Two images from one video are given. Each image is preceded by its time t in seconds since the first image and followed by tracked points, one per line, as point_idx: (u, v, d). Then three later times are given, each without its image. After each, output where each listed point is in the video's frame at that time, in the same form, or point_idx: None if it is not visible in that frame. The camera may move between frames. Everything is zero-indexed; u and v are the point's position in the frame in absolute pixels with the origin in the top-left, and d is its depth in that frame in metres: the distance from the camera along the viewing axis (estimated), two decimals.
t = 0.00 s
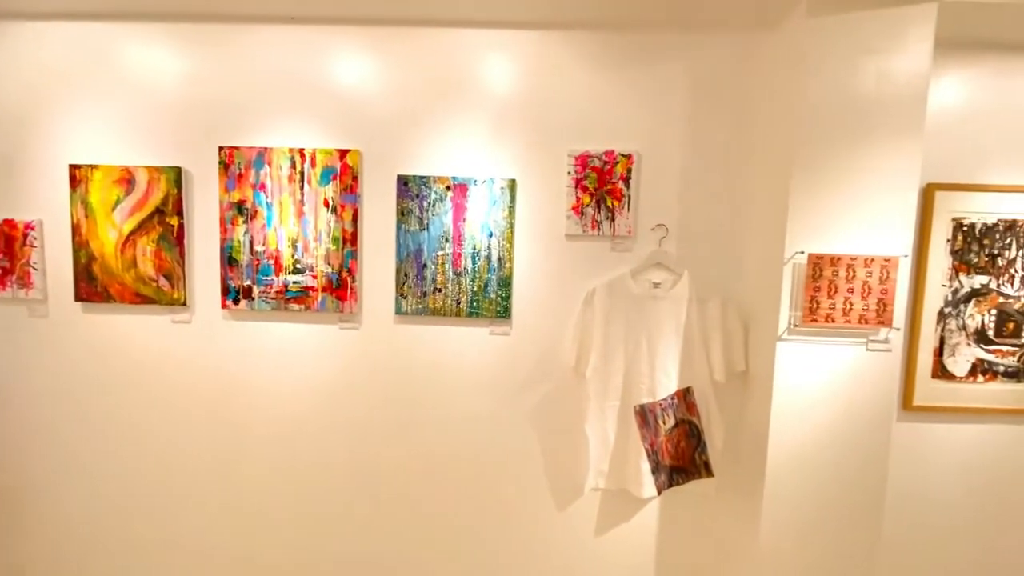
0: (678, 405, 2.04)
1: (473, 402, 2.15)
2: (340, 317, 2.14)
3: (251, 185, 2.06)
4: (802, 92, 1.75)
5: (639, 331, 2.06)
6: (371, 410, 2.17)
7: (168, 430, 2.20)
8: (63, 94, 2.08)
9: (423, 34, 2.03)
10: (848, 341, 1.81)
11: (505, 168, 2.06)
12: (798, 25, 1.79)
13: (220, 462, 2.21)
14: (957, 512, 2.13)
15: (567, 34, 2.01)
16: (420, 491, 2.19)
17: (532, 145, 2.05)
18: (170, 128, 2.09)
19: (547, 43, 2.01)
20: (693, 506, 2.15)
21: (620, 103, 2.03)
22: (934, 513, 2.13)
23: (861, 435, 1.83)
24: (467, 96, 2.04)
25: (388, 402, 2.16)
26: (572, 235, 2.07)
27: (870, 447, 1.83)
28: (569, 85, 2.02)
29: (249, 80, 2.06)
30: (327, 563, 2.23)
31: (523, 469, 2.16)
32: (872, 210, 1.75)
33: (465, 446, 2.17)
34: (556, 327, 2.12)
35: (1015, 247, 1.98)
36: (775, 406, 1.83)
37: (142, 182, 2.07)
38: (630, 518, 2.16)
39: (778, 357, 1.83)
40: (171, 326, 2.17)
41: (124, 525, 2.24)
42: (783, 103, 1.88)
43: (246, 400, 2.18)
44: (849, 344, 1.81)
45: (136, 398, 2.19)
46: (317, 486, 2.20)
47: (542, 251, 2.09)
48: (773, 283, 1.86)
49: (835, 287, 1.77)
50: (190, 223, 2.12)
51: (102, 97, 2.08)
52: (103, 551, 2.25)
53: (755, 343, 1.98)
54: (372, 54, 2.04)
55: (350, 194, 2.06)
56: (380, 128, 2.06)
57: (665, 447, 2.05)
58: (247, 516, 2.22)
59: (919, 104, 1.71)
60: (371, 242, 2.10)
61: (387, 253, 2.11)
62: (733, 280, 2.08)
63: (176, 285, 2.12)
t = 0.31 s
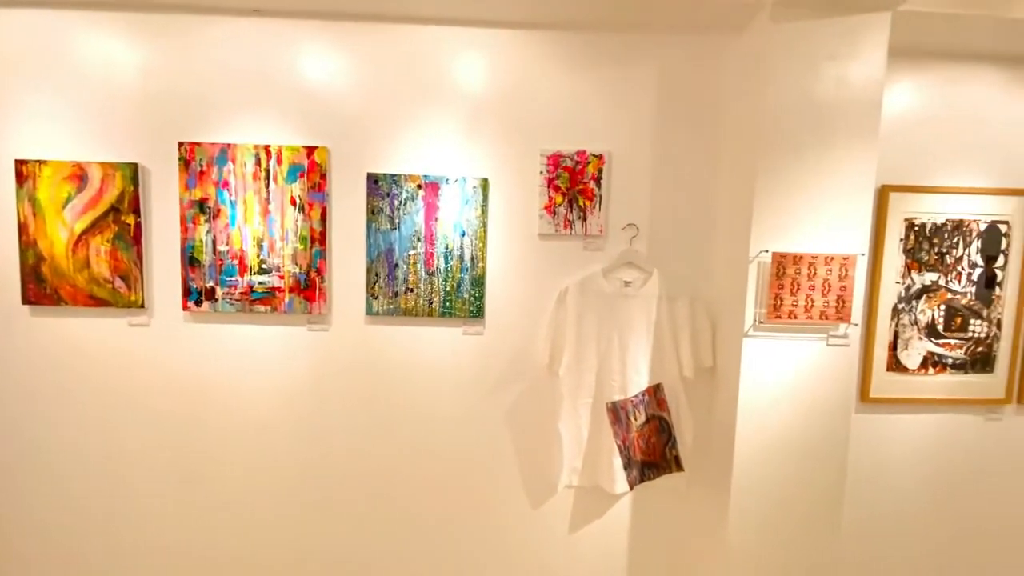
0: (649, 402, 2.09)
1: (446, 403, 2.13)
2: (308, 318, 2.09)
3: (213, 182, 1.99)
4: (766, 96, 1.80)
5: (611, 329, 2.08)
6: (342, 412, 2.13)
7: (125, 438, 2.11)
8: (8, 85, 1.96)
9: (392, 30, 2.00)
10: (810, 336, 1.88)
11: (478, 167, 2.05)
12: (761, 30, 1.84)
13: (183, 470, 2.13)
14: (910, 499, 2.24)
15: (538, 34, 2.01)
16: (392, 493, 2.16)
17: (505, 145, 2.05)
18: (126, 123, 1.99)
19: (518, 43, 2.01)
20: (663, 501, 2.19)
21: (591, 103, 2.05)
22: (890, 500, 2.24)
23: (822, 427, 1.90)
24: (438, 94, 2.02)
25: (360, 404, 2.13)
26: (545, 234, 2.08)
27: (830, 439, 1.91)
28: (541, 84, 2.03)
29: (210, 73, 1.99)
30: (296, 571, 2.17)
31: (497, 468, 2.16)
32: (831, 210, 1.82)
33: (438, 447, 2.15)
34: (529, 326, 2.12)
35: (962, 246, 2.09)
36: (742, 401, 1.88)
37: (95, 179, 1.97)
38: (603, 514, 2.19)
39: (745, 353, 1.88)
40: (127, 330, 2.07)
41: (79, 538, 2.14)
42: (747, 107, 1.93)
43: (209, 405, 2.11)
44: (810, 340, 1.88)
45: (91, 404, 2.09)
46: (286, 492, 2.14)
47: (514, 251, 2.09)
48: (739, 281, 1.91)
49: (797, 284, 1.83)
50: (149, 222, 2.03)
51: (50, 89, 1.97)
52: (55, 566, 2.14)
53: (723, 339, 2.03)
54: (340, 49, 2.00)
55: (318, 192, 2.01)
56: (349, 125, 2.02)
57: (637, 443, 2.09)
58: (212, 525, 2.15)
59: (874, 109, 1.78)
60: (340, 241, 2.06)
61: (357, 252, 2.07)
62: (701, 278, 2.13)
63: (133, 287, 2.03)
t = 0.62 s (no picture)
0: (622, 399, 2.12)
1: (420, 404, 2.11)
2: (277, 319, 2.03)
3: (175, 179, 1.92)
4: (733, 98, 1.84)
5: (585, 327, 2.10)
6: (313, 415, 2.08)
7: (82, 447, 2.01)
8: None
9: (362, 26, 1.96)
10: (776, 332, 1.94)
11: (451, 165, 2.03)
12: (729, 34, 1.88)
13: (145, 479, 2.04)
14: (870, 488, 2.33)
15: (510, 34, 2.01)
16: (366, 497, 2.13)
17: (478, 144, 2.04)
18: (79, 117, 1.90)
19: (491, 41, 2.01)
20: (637, 496, 2.22)
21: (563, 103, 2.06)
22: (852, 489, 2.33)
23: (788, 420, 1.96)
24: (410, 92, 1.99)
25: (332, 407, 2.08)
26: (519, 234, 2.08)
27: (796, 431, 1.97)
28: (513, 84, 2.03)
29: (171, 67, 1.91)
30: None
31: (472, 468, 2.15)
32: (795, 210, 1.88)
33: (412, 449, 2.13)
34: (504, 326, 2.12)
35: (916, 245, 2.19)
36: (712, 396, 1.93)
37: (46, 176, 1.87)
38: (579, 510, 2.20)
39: (714, 350, 1.92)
40: (83, 333, 1.98)
41: (31, 553, 2.03)
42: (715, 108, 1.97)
43: (172, 411, 2.03)
44: (776, 336, 1.94)
45: (44, 412, 1.99)
46: (254, 498, 2.09)
47: (488, 250, 2.08)
48: (709, 279, 1.95)
49: (764, 282, 1.89)
50: (105, 221, 1.94)
51: None
52: None
53: (693, 336, 2.07)
54: (308, 45, 1.95)
55: (286, 190, 1.96)
56: (318, 122, 1.98)
57: (611, 439, 2.11)
58: (176, 535, 2.07)
59: (835, 113, 1.85)
60: (310, 240, 2.02)
61: (327, 252, 2.03)
62: (672, 276, 2.17)
63: (88, 289, 1.94)
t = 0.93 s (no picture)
0: (596, 396, 2.14)
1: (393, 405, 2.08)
2: (243, 322, 1.97)
3: (131, 176, 1.83)
4: (700, 101, 1.88)
5: (558, 326, 2.11)
6: (281, 419, 2.03)
7: (31, 457, 1.91)
8: None
9: (330, 21, 1.92)
10: (743, 329, 1.99)
11: (422, 164, 2.01)
12: (696, 38, 1.92)
13: (102, 489, 1.95)
14: (831, 478, 2.42)
15: (482, 32, 2.00)
16: (337, 501, 2.08)
17: (450, 142, 2.02)
18: (25, 109, 1.79)
19: (462, 39, 1.99)
20: (610, 492, 2.25)
21: (536, 103, 2.06)
22: (815, 479, 2.41)
23: (755, 414, 2.02)
24: (380, 89, 1.96)
25: (301, 410, 2.03)
26: (492, 233, 2.07)
27: (762, 425, 2.03)
28: (486, 82, 2.02)
29: (127, 58, 1.83)
30: None
31: (446, 470, 2.14)
32: (761, 210, 1.93)
33: (385, 450, 2.10)
34: (478, 325, 2.11)
35: (873, 244, 2.29)
36: (682, 393, 1.96)
37: None
38: (553, 508, 2.22)
39: (684, 347, 1.96)
40: (31, 338, 1.87)
41: None
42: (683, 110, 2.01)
43: (130, 418, 1.95)
44: (743, 333, 1.99)
45: None
46: (220, 506, 2.02)
47: (461, 250, 2.07)
48: (678, 277, 1.99)
49: (731, 281, 1.94)
50: (56, 219, 1.85)
51: None
52: None
53: (664, 334, 2.11)
54: (274, 38, 1.90)
55: (251, 188, 1.90)
56: (284, 118, 1.92)
57: (585, 437, 2.13)
58: (136, 547, 1.99)
59: (797, 117, 1.91)
60: (276, 240, 1.96)
61: (295, 252, 1.98)
62: (643, 275, 2.20)
63: (37, 291, 1.84)
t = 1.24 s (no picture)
0: (573, 395, 2.15)
1: (370, 407, 2.05)
2: (212, 324, 1.91)
3: (92, 172, 1.76)
4: (675, 102, 1.90)
5: (536, 325, 2.11)
6: (254, 423, 1.97)
7: None
8: None
9: (302, 16, 1.88)
10: (716, 327, 2.03)
11: (399, 162, 1.99)
12: (670, 40, 1.95)
13: (63, 499, 1.87)
14: (802, 471, 2.49)
15: (458, 30, 1.99)
16: (312, 506, 2.04)
17: (426, 140, 2.00)
18: None
19: (439, 37, 1.98)
20: (589, 490, 2.26)
21: (513, 102, 2.06)
22: (786, 472, 2.48)
23: (728, 410, 2.06)
24: (355, 86, 1.93)
25: (275, 413, 1.99)
26: (470, 232, 2.06)
27: (735, 421, 2.08)
28: (462, 81, 2.01)
29: (86, 50, 1.75)
30: None
31: (424, 471, 2.12)
32: (733, 209, 1.98)
33: (362, 453, 2.06)
34: (455, 325, 2.10)
35: (839, 243, 2.36)
36: (658, 390, 1.99)
37: None
38: (532, 507, 2.22)
39: (660, 345, 1.99)
40: None
41: None
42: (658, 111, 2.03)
43: (92, 425, 1.87)
44: (717, 330, 2.03)
45: None
46: (189, 513, 1.96)
47: (439, 249, 2.05)
48: (654, 276, 2.02)
49: (705, 279, 1.97)
50: (10, 218, 1.76)
51: None
52: None
53: (640, 332, 2.13)
54: (243, 32, 1.84)
55: (221, 185, 1.85)
56: (255, 114, 1.87)
57: (563, 435, 2.14)
58: (99, 558, 1.91)
59: (768, 119, 1.96)
60: (247, 239, 1.91)
61: (268, 251, 1.93)
62: (619, 274, 2.22)
63: None
